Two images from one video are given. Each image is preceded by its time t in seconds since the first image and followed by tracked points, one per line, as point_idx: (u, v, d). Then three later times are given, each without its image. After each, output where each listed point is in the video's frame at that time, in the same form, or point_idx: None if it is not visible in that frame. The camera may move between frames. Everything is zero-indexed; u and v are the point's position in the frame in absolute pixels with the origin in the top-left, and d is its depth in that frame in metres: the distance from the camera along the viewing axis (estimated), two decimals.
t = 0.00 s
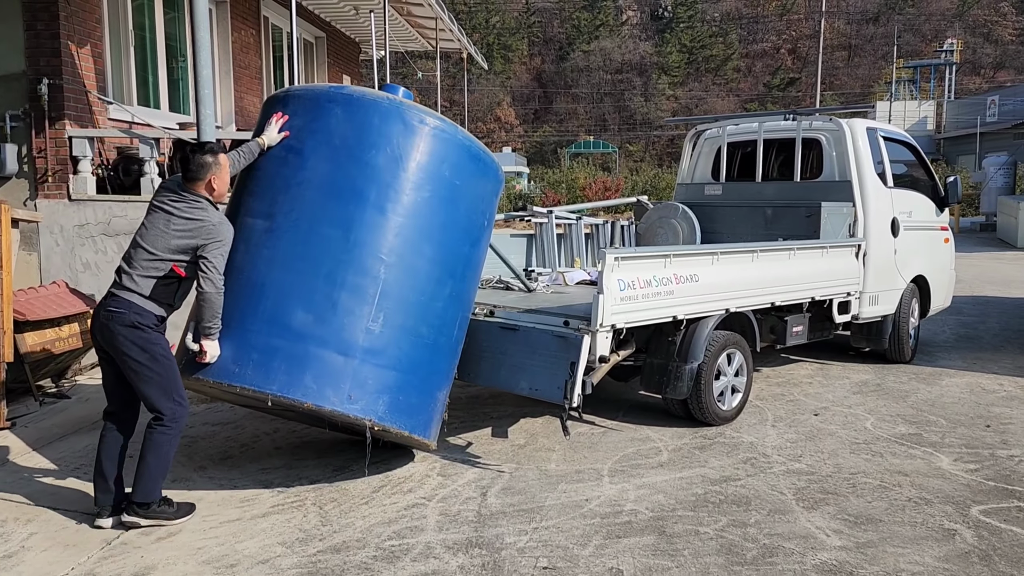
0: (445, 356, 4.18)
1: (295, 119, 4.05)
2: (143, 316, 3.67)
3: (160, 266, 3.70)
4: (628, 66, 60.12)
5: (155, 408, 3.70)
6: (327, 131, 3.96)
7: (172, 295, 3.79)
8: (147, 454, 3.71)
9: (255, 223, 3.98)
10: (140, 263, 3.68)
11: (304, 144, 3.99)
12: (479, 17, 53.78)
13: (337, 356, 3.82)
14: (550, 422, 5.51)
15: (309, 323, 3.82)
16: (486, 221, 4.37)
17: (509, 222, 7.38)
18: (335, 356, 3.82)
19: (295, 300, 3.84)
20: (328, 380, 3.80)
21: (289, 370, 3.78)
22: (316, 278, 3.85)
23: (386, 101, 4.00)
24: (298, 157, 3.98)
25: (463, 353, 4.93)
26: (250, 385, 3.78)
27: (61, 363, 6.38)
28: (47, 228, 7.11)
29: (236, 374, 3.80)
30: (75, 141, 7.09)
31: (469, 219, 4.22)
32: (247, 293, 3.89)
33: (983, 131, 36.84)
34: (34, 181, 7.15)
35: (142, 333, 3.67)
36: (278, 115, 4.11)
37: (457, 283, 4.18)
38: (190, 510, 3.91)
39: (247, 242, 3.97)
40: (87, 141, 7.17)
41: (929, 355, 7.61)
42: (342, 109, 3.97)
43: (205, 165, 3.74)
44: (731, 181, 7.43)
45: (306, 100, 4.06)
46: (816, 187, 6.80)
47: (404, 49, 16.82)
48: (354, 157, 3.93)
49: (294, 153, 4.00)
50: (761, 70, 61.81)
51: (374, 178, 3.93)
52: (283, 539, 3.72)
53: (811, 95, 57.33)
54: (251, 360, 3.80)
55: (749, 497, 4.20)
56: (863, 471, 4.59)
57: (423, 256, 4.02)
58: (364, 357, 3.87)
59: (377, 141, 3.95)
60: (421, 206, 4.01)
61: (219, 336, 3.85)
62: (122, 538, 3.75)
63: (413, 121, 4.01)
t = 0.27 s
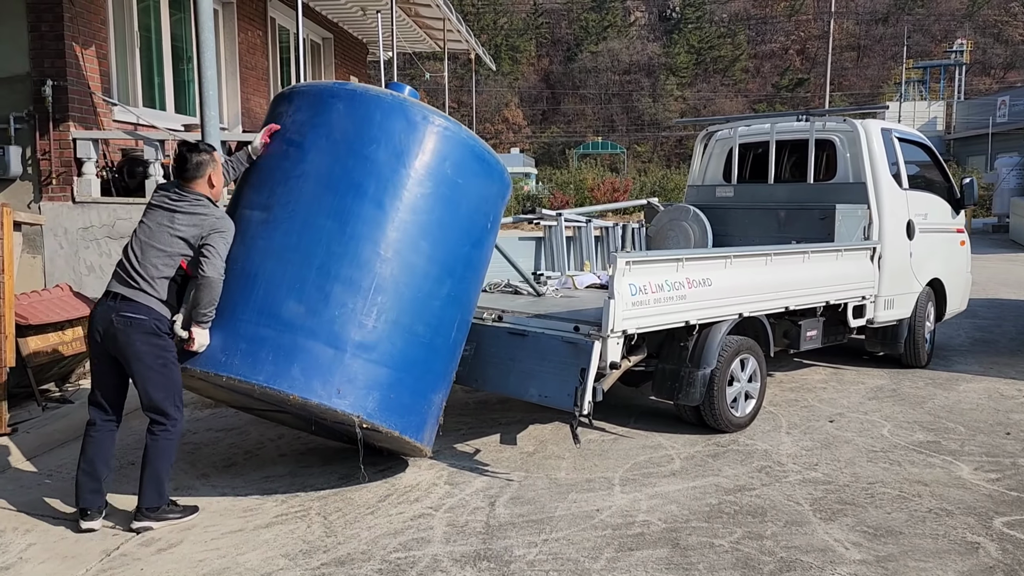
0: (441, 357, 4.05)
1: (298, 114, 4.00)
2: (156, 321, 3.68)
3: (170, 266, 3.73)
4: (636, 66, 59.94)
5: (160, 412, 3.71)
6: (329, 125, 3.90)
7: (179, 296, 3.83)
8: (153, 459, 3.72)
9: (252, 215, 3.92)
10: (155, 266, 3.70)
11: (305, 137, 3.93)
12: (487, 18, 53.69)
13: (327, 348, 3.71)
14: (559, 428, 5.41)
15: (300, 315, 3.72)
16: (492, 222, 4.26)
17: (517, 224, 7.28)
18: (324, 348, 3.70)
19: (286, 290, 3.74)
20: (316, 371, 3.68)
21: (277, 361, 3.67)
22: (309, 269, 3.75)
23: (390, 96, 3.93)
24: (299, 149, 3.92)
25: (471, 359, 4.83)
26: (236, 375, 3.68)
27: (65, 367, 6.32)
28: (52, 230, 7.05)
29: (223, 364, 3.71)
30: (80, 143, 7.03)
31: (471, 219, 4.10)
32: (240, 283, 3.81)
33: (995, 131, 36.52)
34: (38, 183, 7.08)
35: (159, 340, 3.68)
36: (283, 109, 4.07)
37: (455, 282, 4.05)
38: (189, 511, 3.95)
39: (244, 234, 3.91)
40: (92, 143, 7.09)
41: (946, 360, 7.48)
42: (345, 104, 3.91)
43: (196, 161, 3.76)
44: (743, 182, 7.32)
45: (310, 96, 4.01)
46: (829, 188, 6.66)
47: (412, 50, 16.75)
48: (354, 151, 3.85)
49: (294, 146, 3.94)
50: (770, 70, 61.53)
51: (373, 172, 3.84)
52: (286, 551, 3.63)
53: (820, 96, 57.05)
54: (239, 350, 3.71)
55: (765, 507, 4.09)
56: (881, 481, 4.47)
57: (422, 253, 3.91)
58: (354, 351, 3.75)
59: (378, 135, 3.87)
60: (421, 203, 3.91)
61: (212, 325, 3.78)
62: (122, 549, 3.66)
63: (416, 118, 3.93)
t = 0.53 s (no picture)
0: (446, 360, 3.96)
1: (304, 110, 3.91)
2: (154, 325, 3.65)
3: (163, 273, 3.68)
4: (646, 66, 59.72)
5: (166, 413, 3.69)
6: (335, 121, 3.81)
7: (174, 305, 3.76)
8: (163, 459, 3.68)
9: (256, 212, 3.84)
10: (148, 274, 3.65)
11: (311, 132, 3.85)
12: (497, 18, 53.64)
13: (329, 348, 3.63)
14: (570, 432, 5.32)
15: (302, 313, 3.64)
16: (501, 223, 4.16)
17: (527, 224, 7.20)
18: (326, 348, 3.62)
19: (289, 289, 3.66)
20: (318, 372, 3.60)
21: (278, 360, 3.59)
22: (313, 267, 3.67)
23: (398, 93, 3.85)
24: (304, 145, 3.83)
25: (480, 361, 4.74)
26: (236, 374, 3.60)
27: (72, 368, 6.29)
28: (59, 231, 7.02)
29: (223, 363, 3.63)
30: (87, 143, 7.00)
31: (479, 219, 4.01)
32: (242, 281, 3.73)
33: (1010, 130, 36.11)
34: (45, 184, 7.06)
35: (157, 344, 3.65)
36: (290, 104, 3.99)
37: (462, 284, 3.97)
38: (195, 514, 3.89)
39: (247, 231, 3.82)
40: (99, 142, 7.07)
41: (965, 362, 7.33)
42: (352, 100, 3.82)
43: (180, 168, 3.83)
44: (757, 181, 7.21)
45: (316, 91, 3.92)
46: (846, 186, 6.55)
47: (422, 50, 16.70)
48: (361, 147, 3.77)
49: (300, 142, 3.85)
50: (781, 69, 61.18)
51: (380, 169, 3.76)
52: (292, 557, 3.55)
53: (832, 95, 56.69)
54: (240, 348, 3.63)
55: (782, 514, 3.98)
56: (901, 486, 4.35)
57: (428, 253, 3.83)
58: (357, 352, 3.67)
59: (386, 132, 3.79)
60: (428, 202, 3.83)
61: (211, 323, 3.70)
62: (125, 555, 3.59)
63: (425, 115, 3.84)
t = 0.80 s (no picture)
0: (447, 373, 3.81)
1: (340, 100, 3.87)
2: (143, 321, 3.60)
3: (152, 261, 3.65)
4: (656, 65, 59.46)
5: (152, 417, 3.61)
6: (367, 114, 3.76)
7: (166, 296, 3.72)
8: (153, 467, 3.60)
9: (274, 196, 3.79)
10: (139, 265, 3.63)
11: (342, 124, 3.79)
12: (506, 19, 53.53)
13: (325, 344, 3.53)
14: (581, 435, 5.22)
15: (303, 304, 3.55)
16: (524, 239, 4.04)
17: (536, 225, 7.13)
18: (321, 342, 3.52)
19: (293, 277, 3.58)
20: (310, 366, 3.50)
21: (272, 349, 3.51)
22: (320, 260, 3.59)
23: (435, 94, 3.78)
24: (332, 136, 3.78)
25: (489, 364, 4.66)
26: (228, 356, 3.53)
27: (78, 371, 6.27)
28: (66, 234, 6.97)
29: (217, 343, 3.56)
30: (94, 145, 6.95)
31: (500, 233, 3.88)
32: (249, 263, 3.66)
33: None
34: (52, 186, 7.03)
35: (144, 340, 3.59)
36: (327, 94, 3.95)
37: (473, 297, 3.83)
38: (199, 523, 3.80)
39: (263, 214, 3.77)
40: (106, 144, 7.05)
41: (983, 363, 7.19)
42: (388, 96, 3.77)
43: (168, 167, 3.87)
44: (770, 180, 7.10)
45: (355, 83, 3.88)
46: (862, 185, 6.44)
47: (430, 50, 16.62)
48: (388, 145, 3.70)
49: (329, 132, 3.80)
50: (792, 67, 60.81)
51: (404, 169, 3.68)
52: (297, 566, 3.47)
53: (843, 93, 56.28)
54: (235, 331, 3.56)
55: (799, 522, 3.88)
56: (922, 492, 4.23)
57: (441, 260, 3.71)
58: (353, 351, 3.56)
59: (416, 132, 3.71)
60: (448, 208, 3.73)
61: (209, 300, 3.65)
62: (127, 564, 3.52)
63: (459, 121, 3.77)
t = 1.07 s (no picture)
0: (416, 389, 3.65)
1: (368, 94, 3.83)
2: (122, 320, 3.57)
3: (119, 255, 3.61)
4: (662, 64, 59.27)
5: (138, 420, 3.57)
6: (390, 112, 3.71)
7: (141, 289, 3.69)
8: (145, 471, 3.55)
9: (280, 176, 3.73)
10: (105, 260, 3.59)
11: (363, 117, 3.74)
12: (512, 19, 53.48)
13: (293, 333, 3.41)
14: (588, 440, 5.15)
15: (279, 288, 3.45)
16: (529, 266, 3.91)
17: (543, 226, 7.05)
18: (289, 331, 3.41)
19: (275, 259, 3.48)
20: (272, 352, 3.39)
21: (238, 328, 3.40)
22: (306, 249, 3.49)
23: (461, 104, 3.75)
24: (350, 127, 3.73)
25: (495, 367, 4.59)
26: (193, 326, 3.44)
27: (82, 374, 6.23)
28: (70, 236, 6.93)
29: (187, 311, 3.47)
30: (98, 147, 6.92)
31: (499, 256, 3.76)
32: (236, 237, 3.58)
33: None
34: (56, 188, 6.97)
35: (124, 339, 3.56)
36: (359, 86, 3.91)
37: (459, 315, 3.69)
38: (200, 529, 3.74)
39: (265, 191, 3.70)
40: (109, 146, 6.99)
41: (997, 365, 7.07)
42: (414, 98, 3.73)
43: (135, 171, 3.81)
44: (779, 179, 7.00)
45: (386, 79, 3.85)
46: (873, 184, 6.34)
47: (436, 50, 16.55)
48: (403, 146, 3.64)
49: (349, 122, 3.75)
50: (799, 66, 60.51)
51: (413, 172, 3.61)
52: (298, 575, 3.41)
53: (851, 92, 55.99)
54: (207, 303, 3.47)
55: (811, 529, 3.79)
56: (937, 498, 4.14)
57: (431, 270, 3.60)
58: (320, 347, 3.43)
59: (433, 138, 3.66)
60: (449, 219, 3.63)
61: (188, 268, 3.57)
62: (126, 572, 3.46)
63: (480, 135, 3.72)
